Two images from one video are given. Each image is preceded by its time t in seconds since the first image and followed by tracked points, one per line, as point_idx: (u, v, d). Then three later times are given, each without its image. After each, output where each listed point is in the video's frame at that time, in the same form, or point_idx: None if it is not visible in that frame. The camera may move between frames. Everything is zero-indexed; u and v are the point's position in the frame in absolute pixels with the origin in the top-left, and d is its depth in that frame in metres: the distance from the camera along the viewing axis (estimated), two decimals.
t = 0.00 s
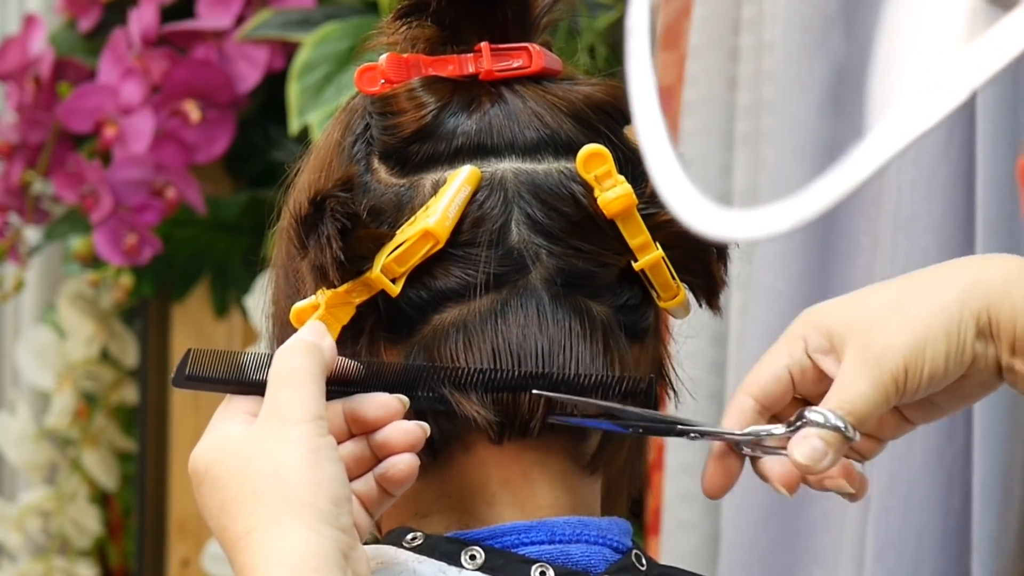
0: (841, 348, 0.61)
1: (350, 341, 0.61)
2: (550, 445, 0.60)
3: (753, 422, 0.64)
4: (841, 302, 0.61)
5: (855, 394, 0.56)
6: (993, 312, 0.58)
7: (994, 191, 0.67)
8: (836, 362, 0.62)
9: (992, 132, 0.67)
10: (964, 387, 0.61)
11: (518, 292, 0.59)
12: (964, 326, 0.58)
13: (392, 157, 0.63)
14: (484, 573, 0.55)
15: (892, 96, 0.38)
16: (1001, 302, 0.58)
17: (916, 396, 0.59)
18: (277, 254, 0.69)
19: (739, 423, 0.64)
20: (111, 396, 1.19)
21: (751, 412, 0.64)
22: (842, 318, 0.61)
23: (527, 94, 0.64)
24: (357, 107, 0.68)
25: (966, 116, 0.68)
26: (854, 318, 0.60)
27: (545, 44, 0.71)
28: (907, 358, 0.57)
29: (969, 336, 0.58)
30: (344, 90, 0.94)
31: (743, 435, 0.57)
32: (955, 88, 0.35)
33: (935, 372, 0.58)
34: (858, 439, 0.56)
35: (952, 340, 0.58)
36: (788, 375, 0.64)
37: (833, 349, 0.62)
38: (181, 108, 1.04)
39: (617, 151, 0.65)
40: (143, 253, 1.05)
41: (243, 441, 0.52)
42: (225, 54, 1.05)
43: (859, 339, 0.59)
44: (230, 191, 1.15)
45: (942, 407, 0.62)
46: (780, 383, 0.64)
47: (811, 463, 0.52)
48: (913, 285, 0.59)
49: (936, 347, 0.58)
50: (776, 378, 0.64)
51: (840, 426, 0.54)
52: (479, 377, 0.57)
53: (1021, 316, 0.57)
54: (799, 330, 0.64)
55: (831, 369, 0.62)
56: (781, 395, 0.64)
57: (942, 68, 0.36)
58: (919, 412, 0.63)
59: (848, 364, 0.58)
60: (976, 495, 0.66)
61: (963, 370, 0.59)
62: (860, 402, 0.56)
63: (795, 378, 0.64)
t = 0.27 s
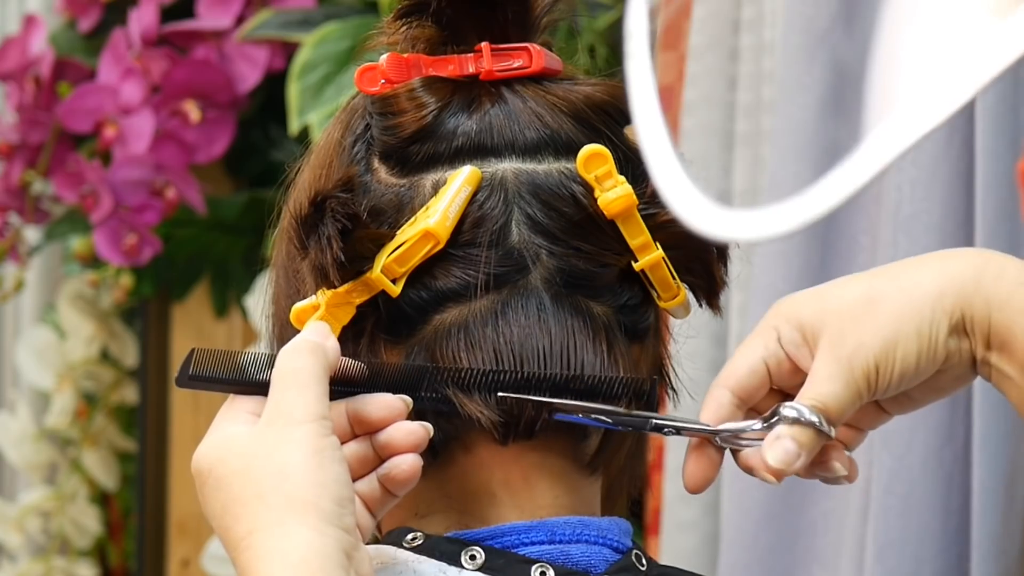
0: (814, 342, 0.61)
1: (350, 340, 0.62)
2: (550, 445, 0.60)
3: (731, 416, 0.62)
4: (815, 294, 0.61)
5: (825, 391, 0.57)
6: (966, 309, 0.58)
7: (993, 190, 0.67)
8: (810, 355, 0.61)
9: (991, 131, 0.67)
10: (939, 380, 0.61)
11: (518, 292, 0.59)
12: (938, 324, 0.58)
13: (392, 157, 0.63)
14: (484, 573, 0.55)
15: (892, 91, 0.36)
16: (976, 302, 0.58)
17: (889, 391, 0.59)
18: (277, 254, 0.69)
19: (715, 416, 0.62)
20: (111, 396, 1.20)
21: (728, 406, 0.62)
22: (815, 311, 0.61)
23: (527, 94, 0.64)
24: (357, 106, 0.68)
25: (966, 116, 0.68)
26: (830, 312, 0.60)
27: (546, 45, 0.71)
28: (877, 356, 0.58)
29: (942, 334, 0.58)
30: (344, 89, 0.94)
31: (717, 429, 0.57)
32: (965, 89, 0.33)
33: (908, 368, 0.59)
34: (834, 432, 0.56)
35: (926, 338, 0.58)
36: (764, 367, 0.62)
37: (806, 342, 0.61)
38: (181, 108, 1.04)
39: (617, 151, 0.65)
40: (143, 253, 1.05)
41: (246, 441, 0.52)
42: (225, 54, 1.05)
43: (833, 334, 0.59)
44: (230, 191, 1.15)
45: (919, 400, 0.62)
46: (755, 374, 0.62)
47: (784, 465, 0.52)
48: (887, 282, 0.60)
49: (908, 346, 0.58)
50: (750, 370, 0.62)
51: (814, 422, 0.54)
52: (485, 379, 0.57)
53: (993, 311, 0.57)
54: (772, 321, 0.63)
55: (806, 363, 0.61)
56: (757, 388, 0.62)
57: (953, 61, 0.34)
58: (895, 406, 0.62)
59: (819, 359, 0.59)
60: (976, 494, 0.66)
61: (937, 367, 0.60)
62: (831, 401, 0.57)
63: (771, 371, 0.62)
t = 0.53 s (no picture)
0: (843, 348, 0.61)
1: (349, 340, 0.61)
2: (549, 445, 0.60)
3: (769, 425, 0.63)
4: (840, 300, 0.62)
5: (857, 400, 0.57)
6: (990, 309, 0.58)
7: (993, 190, 0.67)
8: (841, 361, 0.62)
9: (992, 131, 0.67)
10: (968, 380, 0.61)
11: (518, 293, 0.59)
12: (963, 326, 0.58)
13: (392, 157, 0.63)
14: (484, 573, 0.55)
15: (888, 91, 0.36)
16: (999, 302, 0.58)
17: (921, 395, 0.60)
18: (277, 254, 0.69)
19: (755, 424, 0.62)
20: (111, 396, 1.20)
21: (766, 416, 0.63)
22: (842, 316, 0.61)
23: (527, 94, 0.64)
24: (357, 107, 0.68)
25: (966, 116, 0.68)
26: (856, 318, 0.60)
27: (546, 45, 0.71)
28: (905, 361, 0.58)
29: (969, 336, 0.59)
30: (344, 89, 0.94)
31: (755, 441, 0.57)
32: (965, 88, 0.32)
33: (938, 371, 0.59)
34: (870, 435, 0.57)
35: (952, 339, 0.58)
36: (797, 373, 0.63)
37: (836, 348, 0.62)
38: (181, 108, 1.04)
39: (617, 151, 0.65)
40: (143, 253, 1.05)
41: (245, 446, 0.52)
42: (225, 54, 1.05)
43: (860, 340, 0.59)
44: (230, 191, 1.15)
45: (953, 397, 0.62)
46: (789, 381, 0.63)
47: (823, 482, 0.53)
48: (909, 285, 0.60)
49: (935, 349, 0.58)
50: (784, 378, 0.63)
51: (850, 430, 0.55)
52: (483, 382, 0.57)
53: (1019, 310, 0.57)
54: (802, 327, 0.64)
55: (837, 369, 0.62)
56: (793, 395, 0.63)
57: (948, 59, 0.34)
58: (933, 404, 0.62)
59: (849, 368, 0.59)
60: (976, 494, 0.66)
61: (966, 368, 0.60)
62: (864, 409, 0.57)
63: (804, 378, 0.63)
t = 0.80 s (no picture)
0: (831, 344, 0.62)
1: (349, 340, 0.61)
2: (549, 445, 0.60)
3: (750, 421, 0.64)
4: (830, 297, 0.63)
5: (849, 391, 0.57)
6: (980, 302, 0.58)
7: (994, 190, 0.67)
8: (827, 358, 0.63)
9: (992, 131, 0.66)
10: (956, 375, 0.61)
11: (518, 292, 0.59)
12: (955, 318, 0.59)
13: (393, 157, 0.63)
14: (484, 573, 0.55)
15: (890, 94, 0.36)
16: (989, 295, 0.58)
17: (911, 388, 0.60)
18: (277, 254, 0.69)
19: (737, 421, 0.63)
20: (111, 396, 1.20)
21: (746, 412, 0.64)
22: (832, 313, 0.62)
23: (528, 94, 0.64)
24: (357, 107, 0.68)
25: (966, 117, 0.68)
26: (844, 313, 0.61)
27: (546, 45, 0.71)
28: (898, 353, 0.58)
29: (959, 328, 0.59)
30: (344, 89, 0.94)
31: (742, 433, 0.57)
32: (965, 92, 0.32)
33: (929, 362, 0.59)
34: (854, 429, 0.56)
35: (943, 330, 0.58)
36: (781, 372, 0.64)
37: (825, 346, 0.63)
38: (181, 108, 1.04)
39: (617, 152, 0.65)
40: (143, 253, 1.05)
41: (243, 446, 0.52)
42: (225, 54, 1.05)
43: (851, 334, 0.60)
44: (230, 191, 1.15)
45: (937, 396, 0.62)
46: (772, 379, 0.64)
47: (812, 461, 0.52)
48: (899, 280, 0.60)
49: (927, 341, 0.58)
50: (768, 376, 0.64)
51: (837, 422, 0.55)
52: (483, 381, 0.57)
53: (1008, 304, 0.57)
54: (790, 326, 0.65)
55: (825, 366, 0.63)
56: (775, 392, 0.64)
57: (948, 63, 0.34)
58: (914, 403, 0.63)
59: (840, 359, 0.59)
60: (976, 494, 0.66)
61: (955, 361, 0.60)
62: (854, 400, 0.57)
63: (788, 375, 0.64)
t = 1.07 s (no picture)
0: (798, 340, 0.61)
1: (349, 340, 0.61)
2: (549, 445, 0.60)
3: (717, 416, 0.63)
4: (801, 292, 0.62)
5: (809, 391, 0.58)
6: (950, 310, 0.58)
7: (994, 190, 0.67)
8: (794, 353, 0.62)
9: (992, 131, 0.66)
10: (923, 377, 0.61)
11: (518, 292, 0.59)
12: (921, 323, 0.59)
13: (393, 157, 0.63)
14: (484, 573, 0.55)
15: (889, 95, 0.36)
16: (959, 301, 0.58)
17: (873, 390, 0.60)
18: (278, 253, 0.69)
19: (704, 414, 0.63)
20: (111, 396, 1.20)
21: (715, 405, 0.63)
22: (800, 308, 0.61)
23: (528, 94, 0.64)
24: (357, 107, 0.68)
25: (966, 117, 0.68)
26: (814, 310, 0.61)
27: (546, 45, 0.71)
28: (861, 355, 0.58)
29: (925, 333, 0.59)
30: (344, 89, 0.94)
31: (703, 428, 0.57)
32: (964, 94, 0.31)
33: (892, 366, 0.59)
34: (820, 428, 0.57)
35: (908, 335, 0.59)
36: (750, 364, 0.63)
37: (790, 340, 0.62)
38: (181, 108, 1.04)
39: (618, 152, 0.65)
40: (143, 253, 1.05)
41: (248, 445, 0.52)
42: (225, 54, 1.05)
43: (818, 333, 0.60)
44: (230, 191, 1.15)
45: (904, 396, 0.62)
46: (741, 372, 0.63)
47: (770, 468, 0.53)
48: (874, 280, 0.60)
49: (891, 344, 0.59)
50: (737, 367, 0.63)
51: (800, 421, 0.55)
52: (485, 380, 0.57)
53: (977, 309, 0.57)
54: (757, 318, 0.64)
55: (790, 360, 0.62)
56: (744, 384, 0.63)
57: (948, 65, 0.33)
58: (880, 400, 0.63)
59: (804, 359, 0.59)
60: (976, 493, 0.66)
61: (920, 366, 0.60)
62: (815, 400, 0.58)
63: (756, 368, 0.64)
